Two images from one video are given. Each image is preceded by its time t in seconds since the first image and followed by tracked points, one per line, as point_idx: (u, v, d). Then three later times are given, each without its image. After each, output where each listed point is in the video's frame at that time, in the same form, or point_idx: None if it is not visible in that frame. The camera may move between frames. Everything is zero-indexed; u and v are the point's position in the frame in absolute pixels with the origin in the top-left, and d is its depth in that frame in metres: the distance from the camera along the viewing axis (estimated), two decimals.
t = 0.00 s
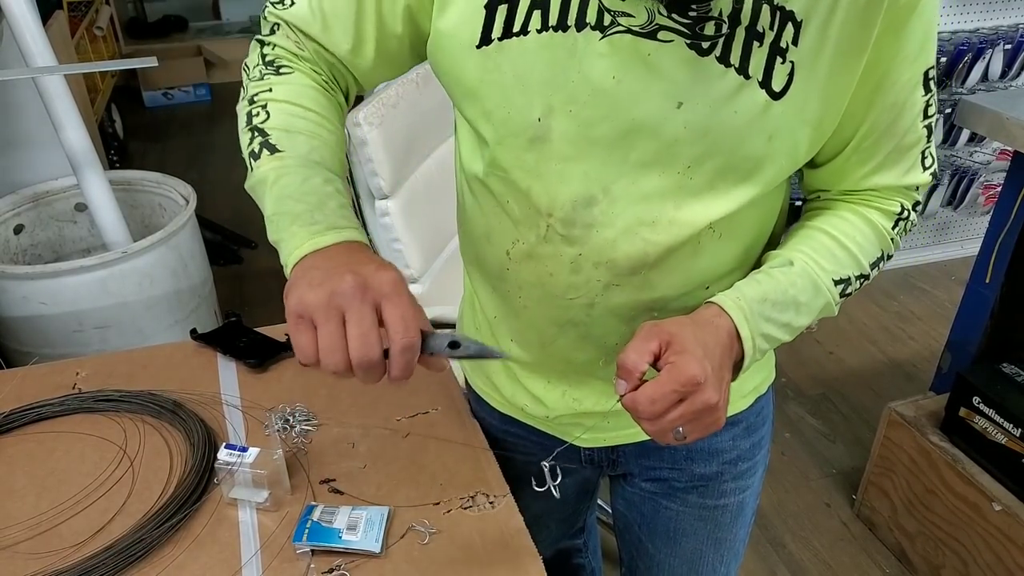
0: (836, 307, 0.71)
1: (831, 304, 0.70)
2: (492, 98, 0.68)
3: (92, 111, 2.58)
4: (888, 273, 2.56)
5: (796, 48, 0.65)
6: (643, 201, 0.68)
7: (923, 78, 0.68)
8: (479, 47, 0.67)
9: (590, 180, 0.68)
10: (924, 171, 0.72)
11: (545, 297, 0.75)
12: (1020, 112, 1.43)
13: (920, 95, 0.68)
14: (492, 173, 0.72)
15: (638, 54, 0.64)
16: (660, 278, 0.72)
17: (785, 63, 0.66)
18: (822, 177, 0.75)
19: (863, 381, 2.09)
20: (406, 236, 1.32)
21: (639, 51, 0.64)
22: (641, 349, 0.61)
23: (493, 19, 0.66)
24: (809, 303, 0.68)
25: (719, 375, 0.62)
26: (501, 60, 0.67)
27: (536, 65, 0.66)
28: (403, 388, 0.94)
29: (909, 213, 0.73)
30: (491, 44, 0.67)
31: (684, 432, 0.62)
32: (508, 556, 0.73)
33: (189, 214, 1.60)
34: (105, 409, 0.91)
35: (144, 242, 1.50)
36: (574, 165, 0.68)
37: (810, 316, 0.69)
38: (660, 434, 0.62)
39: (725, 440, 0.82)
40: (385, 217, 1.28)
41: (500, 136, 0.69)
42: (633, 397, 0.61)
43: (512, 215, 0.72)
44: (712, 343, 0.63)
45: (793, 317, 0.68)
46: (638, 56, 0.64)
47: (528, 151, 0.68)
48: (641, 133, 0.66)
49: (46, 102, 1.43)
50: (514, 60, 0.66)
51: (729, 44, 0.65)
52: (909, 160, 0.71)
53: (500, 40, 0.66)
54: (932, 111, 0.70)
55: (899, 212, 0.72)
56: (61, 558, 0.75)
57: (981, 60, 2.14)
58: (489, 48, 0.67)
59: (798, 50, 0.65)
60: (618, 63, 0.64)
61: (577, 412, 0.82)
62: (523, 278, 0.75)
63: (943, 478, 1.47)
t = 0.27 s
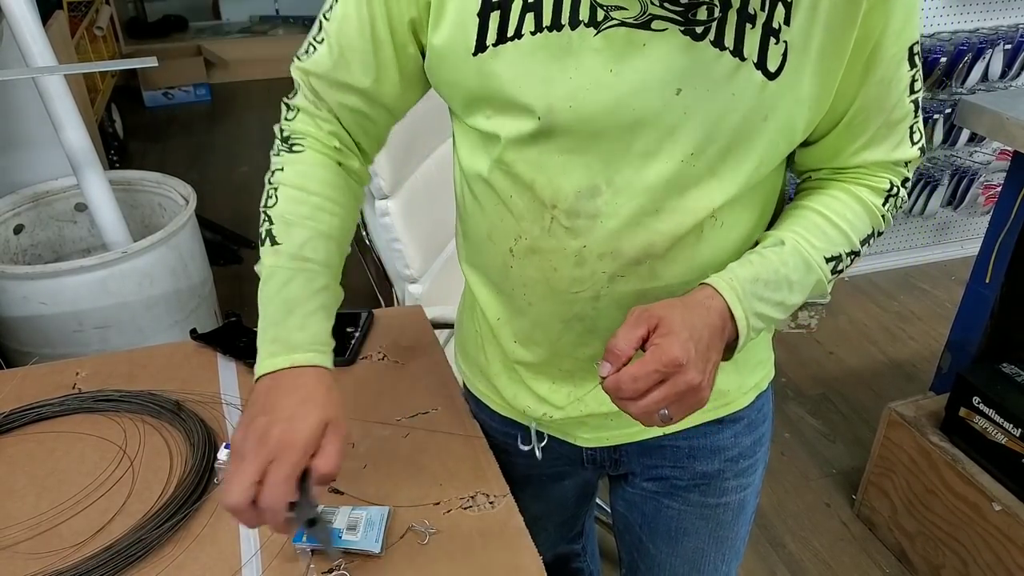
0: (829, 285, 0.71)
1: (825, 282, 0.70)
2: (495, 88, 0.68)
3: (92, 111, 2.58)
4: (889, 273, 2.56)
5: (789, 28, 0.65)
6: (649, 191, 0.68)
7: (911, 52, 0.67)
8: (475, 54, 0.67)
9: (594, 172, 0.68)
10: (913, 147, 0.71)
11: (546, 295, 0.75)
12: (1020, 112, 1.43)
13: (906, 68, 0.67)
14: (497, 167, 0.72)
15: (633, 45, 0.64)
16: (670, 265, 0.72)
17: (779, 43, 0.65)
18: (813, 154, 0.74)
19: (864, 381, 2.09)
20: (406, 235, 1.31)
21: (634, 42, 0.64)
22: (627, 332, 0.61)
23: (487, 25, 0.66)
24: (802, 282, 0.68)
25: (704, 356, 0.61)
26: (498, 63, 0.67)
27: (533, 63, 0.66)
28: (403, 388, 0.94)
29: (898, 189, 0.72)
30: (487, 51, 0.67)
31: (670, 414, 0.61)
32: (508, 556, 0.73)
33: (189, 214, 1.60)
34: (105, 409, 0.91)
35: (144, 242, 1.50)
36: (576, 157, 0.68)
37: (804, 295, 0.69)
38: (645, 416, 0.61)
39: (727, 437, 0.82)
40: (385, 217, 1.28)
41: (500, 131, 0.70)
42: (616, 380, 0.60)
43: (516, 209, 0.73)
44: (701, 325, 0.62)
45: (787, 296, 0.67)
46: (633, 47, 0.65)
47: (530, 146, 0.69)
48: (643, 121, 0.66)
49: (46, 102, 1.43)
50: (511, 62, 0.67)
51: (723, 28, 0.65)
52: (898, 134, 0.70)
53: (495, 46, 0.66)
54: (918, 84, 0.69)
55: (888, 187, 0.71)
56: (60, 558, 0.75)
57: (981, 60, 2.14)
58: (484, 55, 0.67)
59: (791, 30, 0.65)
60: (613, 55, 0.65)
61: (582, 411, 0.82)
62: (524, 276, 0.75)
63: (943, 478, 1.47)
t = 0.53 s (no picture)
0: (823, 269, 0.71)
1: (818, 266, 0.70)
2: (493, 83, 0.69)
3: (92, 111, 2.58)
4: (888, 273, 2.56)
5: (775, 12, 0.64)
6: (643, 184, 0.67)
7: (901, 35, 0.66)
8: (462, 58, 0.69)
9: (586, 167, 0.68)
10: (907, 128, 0.70)
11: (546, 294, 0.75)
12: (1020, 112, 1.43)
13: (897, 51, 0.67)
14: (500, 163, 0.72)
15: (616, 37, 0.64)
16: (671, 257, 0.71)
17: (765, 29, 0.64)
18: (811, 138, 0.73)
19: (863, 381, 2.09)
20: (405, 236, 1.31)
21: (618, 35, 0.64)
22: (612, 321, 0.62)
23: (472, 29, 0.68)
24: (795, 269, 0.68)
25: (690, 343, 0.61)
26: (486, 65, 0.68)
27: (520, 61, 0.67)
28: (403, 388, 0.94)
29: (895, 172, 0.71)
30: (473, 54, 0.69)
31: (660, 404, 0.61)
32: (507, 555, 0.73)
33: (189, 214, 1.60)
34: (105, 409, 0.91)
35: (144, 242, 1.50)
36: (569, 153, 0.68)
37: (797, 280, 0.69)
38: (636, 406, 0.60)
39: (730, 438, 0.82)
40: (385, 216, 1.28)
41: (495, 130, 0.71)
42: (602, 368, 0.60)
43: (514, 208, 0.72)
44: (688, 313, 0.62)
45: (780, 283, 0.68)
46: (617, 39, 0.64)
47: (524, 145, 0.69)
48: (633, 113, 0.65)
49: (46, 102, 1.43)
50: (497, 63, 0.68)
51: (707, 15, 0.64)
52: (892, 118, 0.69)
53: (482, 48, 0.68)
54: (911, 66, 0.68)
55: (883, 171, 0.70)
56: (61, 558, 0.75)
57: (981, 60, 2.14)
58: (471, 58, 0.69)
59: (777, 14, 0.64)
60: (597, 48, 0.65)
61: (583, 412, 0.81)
62: (525, 274, 0.75)
63: (943, 478, 1.47)
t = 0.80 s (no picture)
0: (813, 263, 0.68)
1: (805, 260, 0.67)
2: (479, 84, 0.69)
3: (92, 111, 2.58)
4: (888, 273, 2.56)
5: None
6: (626, 175, 0.67)
7: (887, 21, 0.63)
8: (448, 62, 0.69)
9: (571, 160, 0.67)
10: (901, 119, 0.66)
11: (544, 286, 0.75)
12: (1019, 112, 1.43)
13: (885, 38, 0.63)
14: (488, 162, 0.72)
15: (594, 32, 0.64)
16: (658, 248, 0.70)
17: (741, 16, 0.62)
18: (801, 129, 0.70)
19: (863, 381, 2.09)
20: (405, 236, 1.31)
21: (597, 30, 0.64)
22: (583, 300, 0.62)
23: (457, 34, 0.68)
24: (780, 261, 0.65)
25: (661, 325, 0.60)
26: (471, 69, 0.69)
27: (502, 59, 0.67)
28: (403, 388, 0.95)
29: (888, 165, 0.67)
30: (459, 59, 0.69)
31: (633, 385, 0.59)
32: (507, 555, 0.73)
33: (189, 214, 1.60)
34: (104, 409, 0.91)
35: (143, 242, 1.50)
36: (553, 146, 0.68)
37: (781, 273, 0.66)
38: (606, 386, 0.58)
39: (723, 436, 0.82)
40: (385, 216, 1.28)
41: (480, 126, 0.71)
42: (569, 343, 0.60)
43: (502, 202, 0.73)
44: (662, 293, 0.61)
45: (764, 274, 0.65)
46: (595, 33, 0.64)
47: (509, 140, 0.70)
48: (613, 104, 0.65)
49: (46, 102, 1.43)
50: (483, 66, 0.68)
51: (683, 6, 0.63)
52: (882, 107, 0.65)
53: (467, 53, 0.68)
54: (903, 53, 0.64)
55: (875, 162, 0.67)
56: (60, 558, 0.75)
57: (981, 60, 2.14)
58: (456, 63, 0.69)
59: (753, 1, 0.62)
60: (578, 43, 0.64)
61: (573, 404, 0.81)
62: (523, 270, 0.75)
63: (943, 478, 1.47)
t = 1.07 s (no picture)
0: (810, 261, 0.67)
1: (802, 257, 0.65)
2: (472, 84, 0.69)
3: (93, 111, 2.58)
4: (888, 273, 2.56)
5: None
6: (620, 168, 0.67)
7: (870, 11, 0.63)
8: (440, 62, 0.70)
9: (564, 156, 0.68)
10: (890, 112, 0.65)
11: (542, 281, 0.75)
12: (1019, 112, 1.43)
13: (870, 28, 0.63)
14: (482, 161, 0.73)
15: (583, 27, 0.64)
16: (654, 243, 0.70)
17: (728, 6, 0.63)
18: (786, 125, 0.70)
19: (863, 381, 2.09)
20: (405, 236, 1.32)
21: (585, 27, 0.64)
22: (580, 278, 0.62)
23: (448, 36, 0.69)
24: (777, 257, 0.64)
25: (646, 333, 0.60)
26: (463, 70, 0.69)
27: (492, 60, 0.68)
28: (403, 388, 0.95)
29: (881, 159, 0.66)
30: (451, 58, 0.69)
31: (593, 379, 0.61)
32: (507, 555, 0.73)
33: (189, 214, 1.60)
34: (105, 409, 0.92)
35: (144, 242, 1.50)
36: (547, 143, 0.68)
37: (777, 270, 0.65)
38: (564, 371, 0.60)
39: (722, 434, 0.82)
40: (385, 217, 1.28)
41: (473, 124, 0.72)
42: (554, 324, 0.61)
43: (498, 202, 0.73)
44: (659, 298, 0.60)
45: (760, 272, 0.64)
46: (583, 28, 0.64)
47: (503, 138, 0.70)
48: (603, 99, 0.66)
49: (46, 102, 1.43)
50: (474, 66, 0.69)
51: None
52: (871, 98, 0.64)
53: (459, 52, 0.69)
54: (891, 44, 0.63)
55: (867, 156, 0.65)
56: (60, 558, 0.75)
57: (981, 60, 2.15)
58: (449, 63, 0.70)
59: None
60: (566, 39, 0.65)
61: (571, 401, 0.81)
62: (521, 268, 0.75)
63: (943, 478, 1.47)
